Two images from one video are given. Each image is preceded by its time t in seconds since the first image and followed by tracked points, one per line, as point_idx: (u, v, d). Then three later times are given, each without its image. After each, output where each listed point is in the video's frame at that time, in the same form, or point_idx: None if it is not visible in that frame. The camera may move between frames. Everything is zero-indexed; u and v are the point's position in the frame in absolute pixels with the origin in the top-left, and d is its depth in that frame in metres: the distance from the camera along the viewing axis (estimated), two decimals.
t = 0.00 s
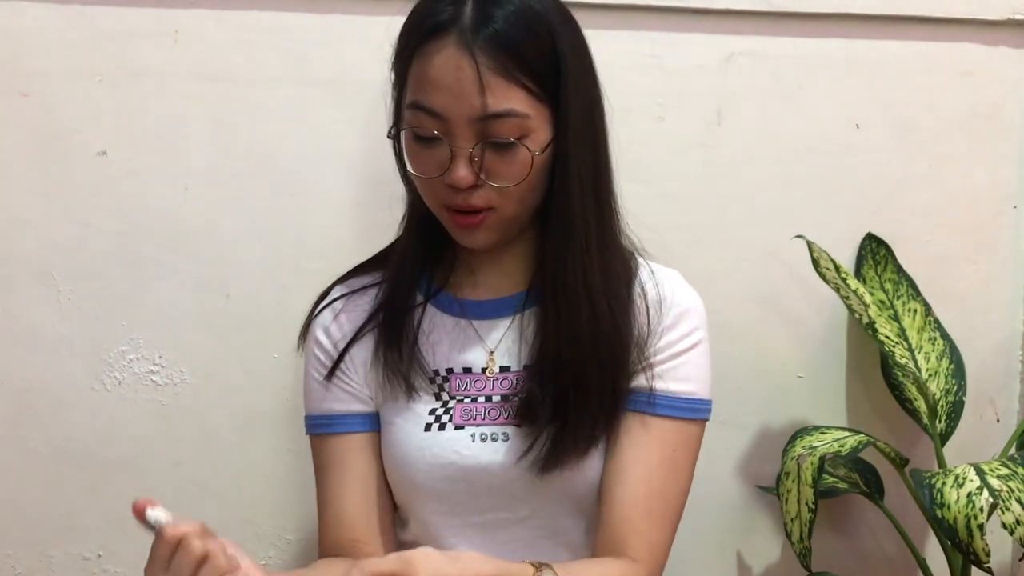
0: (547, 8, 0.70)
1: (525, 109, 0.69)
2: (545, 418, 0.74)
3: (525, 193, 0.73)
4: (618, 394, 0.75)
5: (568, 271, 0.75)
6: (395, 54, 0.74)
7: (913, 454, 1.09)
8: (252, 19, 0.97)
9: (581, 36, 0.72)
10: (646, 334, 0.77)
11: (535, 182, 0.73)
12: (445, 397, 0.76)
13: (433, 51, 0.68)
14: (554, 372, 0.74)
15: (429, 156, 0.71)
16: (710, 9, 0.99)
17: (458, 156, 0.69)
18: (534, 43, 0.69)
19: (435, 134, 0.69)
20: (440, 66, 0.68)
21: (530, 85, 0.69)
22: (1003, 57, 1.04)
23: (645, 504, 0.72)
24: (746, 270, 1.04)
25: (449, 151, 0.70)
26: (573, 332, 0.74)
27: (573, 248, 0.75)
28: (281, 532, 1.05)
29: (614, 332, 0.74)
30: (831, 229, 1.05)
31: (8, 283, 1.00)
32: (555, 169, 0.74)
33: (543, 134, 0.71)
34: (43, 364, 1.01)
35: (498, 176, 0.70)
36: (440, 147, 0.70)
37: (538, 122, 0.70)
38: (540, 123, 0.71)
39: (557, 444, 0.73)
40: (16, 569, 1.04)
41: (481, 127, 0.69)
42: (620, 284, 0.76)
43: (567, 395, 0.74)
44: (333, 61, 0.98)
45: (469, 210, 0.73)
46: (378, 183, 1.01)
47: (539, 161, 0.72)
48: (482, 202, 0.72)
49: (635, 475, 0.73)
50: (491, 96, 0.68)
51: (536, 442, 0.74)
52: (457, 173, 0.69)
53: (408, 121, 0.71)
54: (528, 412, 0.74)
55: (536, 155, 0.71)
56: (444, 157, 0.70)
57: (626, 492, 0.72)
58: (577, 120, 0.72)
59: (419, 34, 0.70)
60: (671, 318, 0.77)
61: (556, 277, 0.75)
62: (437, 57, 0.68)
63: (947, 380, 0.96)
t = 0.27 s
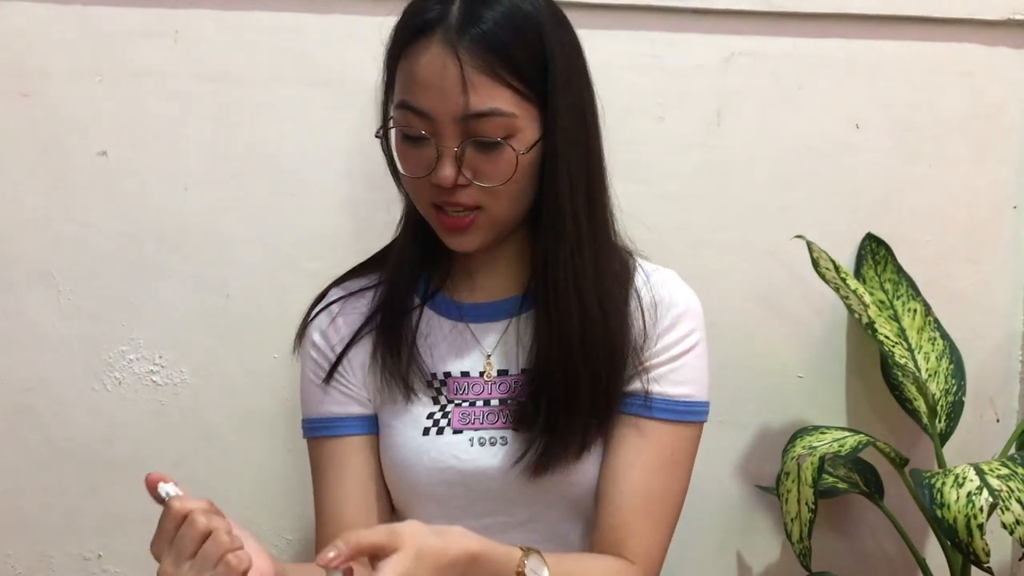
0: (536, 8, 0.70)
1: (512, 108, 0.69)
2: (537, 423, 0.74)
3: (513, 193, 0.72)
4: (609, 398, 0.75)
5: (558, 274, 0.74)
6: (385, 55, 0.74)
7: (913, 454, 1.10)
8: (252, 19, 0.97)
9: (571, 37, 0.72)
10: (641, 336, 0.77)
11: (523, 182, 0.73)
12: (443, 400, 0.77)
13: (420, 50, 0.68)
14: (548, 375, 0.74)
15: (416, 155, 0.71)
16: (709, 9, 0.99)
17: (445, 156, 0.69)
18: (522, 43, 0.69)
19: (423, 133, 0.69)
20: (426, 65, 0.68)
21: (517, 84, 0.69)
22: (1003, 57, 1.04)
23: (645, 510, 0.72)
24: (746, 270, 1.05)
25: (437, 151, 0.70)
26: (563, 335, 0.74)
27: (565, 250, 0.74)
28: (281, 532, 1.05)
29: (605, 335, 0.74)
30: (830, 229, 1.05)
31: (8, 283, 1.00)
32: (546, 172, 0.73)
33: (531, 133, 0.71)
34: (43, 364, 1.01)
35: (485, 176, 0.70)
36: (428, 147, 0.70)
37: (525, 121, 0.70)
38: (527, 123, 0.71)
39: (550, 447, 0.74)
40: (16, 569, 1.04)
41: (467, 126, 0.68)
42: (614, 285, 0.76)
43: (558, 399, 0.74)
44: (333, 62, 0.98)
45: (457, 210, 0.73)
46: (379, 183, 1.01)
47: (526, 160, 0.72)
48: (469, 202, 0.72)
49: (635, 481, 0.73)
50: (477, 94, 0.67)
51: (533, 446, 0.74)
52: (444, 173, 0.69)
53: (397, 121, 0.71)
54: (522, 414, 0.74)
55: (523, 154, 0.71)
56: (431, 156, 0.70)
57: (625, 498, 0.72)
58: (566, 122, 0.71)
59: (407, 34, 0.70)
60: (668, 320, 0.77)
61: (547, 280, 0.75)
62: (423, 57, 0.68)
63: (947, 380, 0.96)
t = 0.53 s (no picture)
0: (529, 9, 0.70)
1: (501, 108, 0.69)
2: (526, 429, 0.73)
3: (505, 195, 0.72)
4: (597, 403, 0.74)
5: (546, 278, 0.74)
6: (377, 57, 0.74)
7: (913, 454, 1.10)
8: (252, 19, 0.97)
9: (563, 37, 0.72)
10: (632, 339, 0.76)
11: (514, 185, 0.72)
12: (437, 404, 0.77)
13: (411, 52, 0.68)
14: (536, 376, 0.74)
15: (407, 157, 0.71)
16: (709, 9, 0.99)
17: (435, 157, 0.69)
18: (512, 44, 0.68)
19: (414, 135, 0.69)
20: (417, 67, 0.68)
21: (507, 86, 0.69)
22: (1003, 57, 1.04)
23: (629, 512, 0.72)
24: (745, 270, 1.05)
25: (427, 152, 0.70)
26: (552, 340, 0.73)
27: (555, 255, 0.74)
28: (281, 532, 1.05)
29: (594, 339, 0.73)
30: (830, 229, 1.05)
31: (8, 283, 1.00)
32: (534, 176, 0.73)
33: (521, 135, 0.71)
34: (43, 363, 1.01)
35: (475, 178, 0.70)
36: (418, 148, 0.70)
37: (516, 123, 0.70)
38: (517, 124, 0.70)
39: (540, 454, 0.73)
40: (16, 569, 1.04)
41: (457, 127, 0.68)
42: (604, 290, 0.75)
43: (548, 404, 0.73)
44: (333, 62, 0.98)
45: (449, 211, 0.73)
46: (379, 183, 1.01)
47: (517, 163, 0.71)
48: (460, 203, 0.72)
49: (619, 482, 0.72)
50: (466, 96, 0.67)
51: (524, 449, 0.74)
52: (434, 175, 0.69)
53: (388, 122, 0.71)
54: (513, 417, 0.74)
55: (515, 157, 0.71)
56: (421, 158, 0.70)
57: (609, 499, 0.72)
58: (555, 123, 0.71)
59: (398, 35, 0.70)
60: (661, 321, 0.77)
61: (536, 284, 0.75)
62: (414, 58, 0.68)
63: (947, 380, 0.96)
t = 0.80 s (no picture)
0: (553, 32, 0.66)
1: (530, 140, 0.67)
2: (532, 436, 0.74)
3: (522, 218, 0.72)
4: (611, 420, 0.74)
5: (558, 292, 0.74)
6: (387, 71, 0.69)
7: (913, 454, 1.10)
8: (252, 20, 0.97)
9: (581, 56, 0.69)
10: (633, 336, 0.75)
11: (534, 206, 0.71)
12: (436, 406, 0.76)
13: (437, 85, 0.64)
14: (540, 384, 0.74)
15: (429, 189, 0.68)
16: (709, 9, 0.99)
17: (460, 192, 0.67)
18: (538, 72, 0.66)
19: (437, 167, 0.67)
20: (445, 103, 0.64)
21: (535, 116, 0.66)
22: (1002, 56, 1.04)
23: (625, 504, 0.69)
24: (745, 270, 1.05)
25: (452, 185, 0.67)
26: (564, 355, 0.73)
27: (561, 262, 0.74)
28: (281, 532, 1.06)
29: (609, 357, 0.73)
30: (830, 229, 1.05)
31: (8, 283, 1.00)
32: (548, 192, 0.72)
33: (543, 163, 0.69)
34: (44, 363, 1.01)
35: (500, 209, 0.69)
36: (442, 180, 0.67)
37: (541, 151, 0.68)
38: (541, 154, 0.69)
39: (544, 460, 0.74)
40: (16, 569, 1.04)
41: (485, 163, 0.66)
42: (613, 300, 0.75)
43: (556, 414, 0.74)
44: (333, 62, 0.98)
45: (467, 236, 0.71)
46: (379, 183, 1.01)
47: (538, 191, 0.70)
48: (481, 231, 0.71)
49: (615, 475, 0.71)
50: (496, 133, 0.65)
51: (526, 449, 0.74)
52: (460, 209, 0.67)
53: (406, 150, 0.68)
54: (515, 420, 0.74)
55: (537, 186, 0.70)
56: (446, 192, 0.68)
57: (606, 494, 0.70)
58: (574, 150, 0.69)
59: (416, 65, 0.66)
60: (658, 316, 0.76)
61: (547, 296, 0.75)
62: (442, 92, 0.64)
63: (947, 380, 0.96)
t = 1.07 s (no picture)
0: (559, 33, 0.66)
1: (541, 144, 0.67)
2: (552, 436, 0.74)
3: (531, 220, 0.72)
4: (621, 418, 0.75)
5: (573, 295, 0.74)
6: (391, 76, 0.68)
7: (913, 454, 1.10)
8: (252, 20, 0.97)
9: (587, 59, 0.69)
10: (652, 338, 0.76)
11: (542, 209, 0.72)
12: (447, 408, 0.76)
13: (450, 91, 0.64)
14: (560, 391, 0.74)
15: (440, 195, 0.68)
16: (709, 9, 0.99)
17: (474, 198, 0.67)
18: (549, 77, 0.66)
19: (450, 172, 0.67)
20: (459, 109, 0.64)
21: (547, 121, 0.67)
22: (1002, 57, 1.04)
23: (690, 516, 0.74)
24: (745, 270, 1.05)
25: (464, 190, 0.67)
26: (580, 358, 0.74)
27: (577, 267, 0.74)
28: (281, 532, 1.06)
29: (623, 359, 0.74)
30: (830, 229, 1.05)
31: (8, 282, 1.00)
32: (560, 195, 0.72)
33: (553, 165, 0.70)
34: (44, 363, 1.01)
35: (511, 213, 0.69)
36: (454, 185, 0.67)
37: (551, 155, 0.69)
38: (551, 156, 0.69)
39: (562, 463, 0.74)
40: (16, 568, 1.05)
41: (498, 167, 0.66)
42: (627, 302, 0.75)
43: (573, 415, 0.74)
44: (333, 62, 0.98)
45: (477, 239, 0.72)
46: (379, 184, 1.01)
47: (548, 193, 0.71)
48: (492, 234, 0.71)
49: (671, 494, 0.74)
50: (510, 137, 0.65)
51: (544, 448, 0.75)
52: (473, 214, 0.67)
53: (416, 156, 0.67)
54: (532, 422, 0.74)
55: (548, 188, 0.70)
56: (458, 198, 0.68)
57: (669, 510, 0.74)
58: (586, 150, 0.69)
59: (424, 71, 0.65)
60: (670, 316, 0.77)
61: (561, 298, 0.75)
62: (456, 98, 0.64)
63: (947, 380, 0.96)
